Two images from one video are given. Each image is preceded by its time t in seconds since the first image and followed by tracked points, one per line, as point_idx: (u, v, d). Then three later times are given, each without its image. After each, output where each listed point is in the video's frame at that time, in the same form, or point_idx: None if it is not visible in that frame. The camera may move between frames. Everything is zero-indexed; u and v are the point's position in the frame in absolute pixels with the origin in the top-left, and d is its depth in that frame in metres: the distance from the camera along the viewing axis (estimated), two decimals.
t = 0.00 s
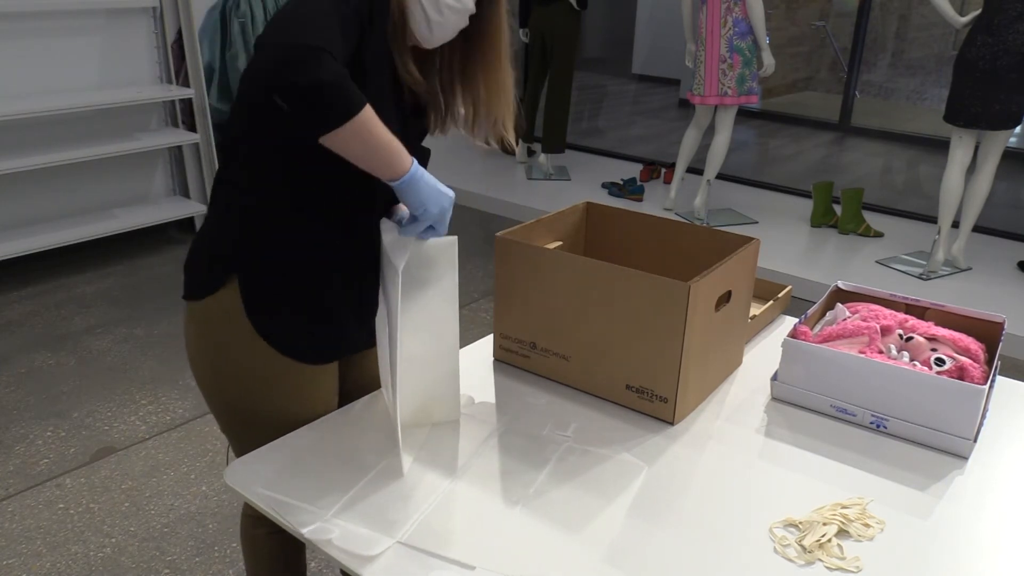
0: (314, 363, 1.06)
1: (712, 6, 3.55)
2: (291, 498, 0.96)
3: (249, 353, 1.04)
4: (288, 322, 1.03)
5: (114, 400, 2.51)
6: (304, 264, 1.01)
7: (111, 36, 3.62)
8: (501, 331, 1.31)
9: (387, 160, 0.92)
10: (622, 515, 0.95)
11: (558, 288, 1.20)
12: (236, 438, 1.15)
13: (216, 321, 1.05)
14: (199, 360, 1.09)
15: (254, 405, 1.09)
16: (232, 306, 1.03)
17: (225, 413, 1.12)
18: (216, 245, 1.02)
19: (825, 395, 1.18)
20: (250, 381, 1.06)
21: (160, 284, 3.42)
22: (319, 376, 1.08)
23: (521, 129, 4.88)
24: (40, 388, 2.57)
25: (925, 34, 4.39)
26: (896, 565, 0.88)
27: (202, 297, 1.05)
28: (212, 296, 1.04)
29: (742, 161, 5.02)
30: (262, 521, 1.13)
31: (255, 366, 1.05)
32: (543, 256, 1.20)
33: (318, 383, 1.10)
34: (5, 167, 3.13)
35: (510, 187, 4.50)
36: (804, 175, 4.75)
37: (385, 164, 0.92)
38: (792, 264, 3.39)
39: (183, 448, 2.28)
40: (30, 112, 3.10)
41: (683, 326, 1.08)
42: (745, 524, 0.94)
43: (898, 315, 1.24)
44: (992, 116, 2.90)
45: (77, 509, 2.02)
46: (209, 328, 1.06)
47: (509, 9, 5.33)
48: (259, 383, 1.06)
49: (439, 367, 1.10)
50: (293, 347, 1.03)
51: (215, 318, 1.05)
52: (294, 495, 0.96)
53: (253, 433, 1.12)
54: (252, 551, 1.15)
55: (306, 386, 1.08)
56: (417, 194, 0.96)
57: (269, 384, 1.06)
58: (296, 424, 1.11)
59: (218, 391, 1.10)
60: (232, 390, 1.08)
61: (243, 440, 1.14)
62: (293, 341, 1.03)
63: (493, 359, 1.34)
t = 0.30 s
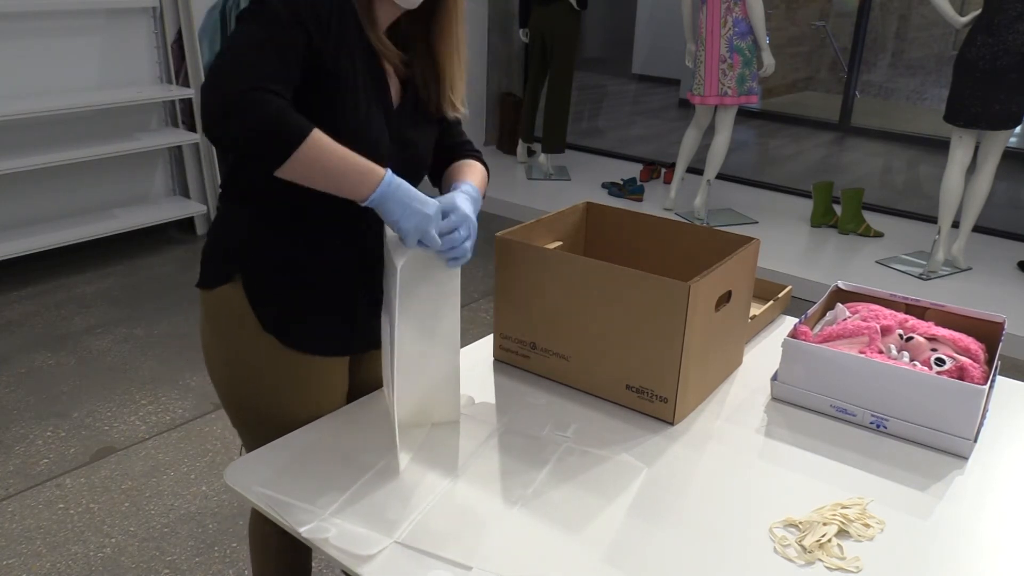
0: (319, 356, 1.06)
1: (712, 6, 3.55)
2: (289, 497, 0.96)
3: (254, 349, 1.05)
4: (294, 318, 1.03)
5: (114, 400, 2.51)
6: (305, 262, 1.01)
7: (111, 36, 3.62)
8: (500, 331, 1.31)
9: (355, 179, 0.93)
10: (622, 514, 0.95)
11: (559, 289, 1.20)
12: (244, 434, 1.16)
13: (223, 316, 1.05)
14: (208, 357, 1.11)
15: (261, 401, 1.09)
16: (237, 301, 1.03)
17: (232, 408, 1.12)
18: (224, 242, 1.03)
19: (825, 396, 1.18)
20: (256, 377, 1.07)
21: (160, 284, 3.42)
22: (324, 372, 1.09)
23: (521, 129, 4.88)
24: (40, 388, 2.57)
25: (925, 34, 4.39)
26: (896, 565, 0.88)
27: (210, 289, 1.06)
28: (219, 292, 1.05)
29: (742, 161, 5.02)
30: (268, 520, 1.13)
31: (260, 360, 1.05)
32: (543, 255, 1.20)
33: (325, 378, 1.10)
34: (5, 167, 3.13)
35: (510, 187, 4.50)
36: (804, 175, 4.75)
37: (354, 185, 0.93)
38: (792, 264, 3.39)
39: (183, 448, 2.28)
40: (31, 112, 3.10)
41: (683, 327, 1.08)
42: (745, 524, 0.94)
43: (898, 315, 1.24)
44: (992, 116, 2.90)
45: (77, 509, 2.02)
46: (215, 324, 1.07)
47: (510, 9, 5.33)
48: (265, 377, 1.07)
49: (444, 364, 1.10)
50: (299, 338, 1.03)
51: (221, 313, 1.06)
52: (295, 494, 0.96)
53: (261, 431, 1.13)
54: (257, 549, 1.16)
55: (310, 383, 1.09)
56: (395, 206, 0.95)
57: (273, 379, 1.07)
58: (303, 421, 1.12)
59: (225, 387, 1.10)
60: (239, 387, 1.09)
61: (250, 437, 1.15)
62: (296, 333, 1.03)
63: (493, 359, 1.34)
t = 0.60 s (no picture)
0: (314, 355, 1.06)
1: (712, 7, 3.55)
2: (287, 497, 0.96)
3: (249, 349, 1.05)
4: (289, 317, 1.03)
5: (114, 400, 2.51)
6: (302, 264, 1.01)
7: (111, 36, 3.62)
8: (501, 331, 1.31)
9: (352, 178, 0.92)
10: (623, 514, 0.95)
11: (559, 291, 1.20)
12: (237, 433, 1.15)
13: (218, 316, 1.05)
14: (203, 358, 1.10)
15: (256, 402, 1.09)
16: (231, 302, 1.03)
17: (226, 406, 1.12)
18: (221, 241, 1.03)
19: (825, 395, 1.18)
20: (251, 377, 1.07)
21: (160, 284, 3.42)
22: (319, 371, 1.09)
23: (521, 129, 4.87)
24: (40, 388, 2.57)
25: (925, 34, 4.40)
26: (896, 565, 0.88)
27: (205, 289, 1.06)
28: (213, 292, 1.05)
29: (742, 161, 5.02)
30: (265, 520, 1.13)
31: (255, 360, 1.05)
32: (542, 256, 1.20)
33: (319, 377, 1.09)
34: (5, 167, 3.13)
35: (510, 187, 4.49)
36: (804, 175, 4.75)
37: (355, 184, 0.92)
38: (792, 264, 3.39)
39: (183, 449, 2.28)
40: (30, 112, 3.10)
41: (683, 327, 1.08)
42: (746, 525, 0.94)
43: (898, 315, 1.24)
44: (992, 116, 2.90)
45: (77, 509, 2.02)
46: (210, 324, 1.07)
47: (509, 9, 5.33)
48: (260, 378, 1.07)
49: (441, 367, 1.10)
50: (295, 338, 1.03)
51: (215, 313, 1.06)
52: (294, 494, 0.96)
53: (257, 432, 1.13)
54: (254, 549, 1.15)
55: (306, 382, 1.09)
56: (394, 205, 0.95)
57: (268, 379, 1.07)
58: (299, 421, 1.12)
59: (220, 388, 1.10)
60: (235, 388, 1.09)
61: (245, 439, 1.15)
62: (291, 333, 1.03)
63: (493, 359, 1.34)
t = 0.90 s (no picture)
0: (314, 351, 1.07)
1: (712, 7, 3.55)
2: (286, 493, 0.96)
3: (246, 348, 1.05)
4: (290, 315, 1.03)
5: (114, 400, 2.51)
6: (299, 263, 1.02)
7: (112, 36, 3.62)
8: (500, 332, 1.31)
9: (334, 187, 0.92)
10: (622, 514, 0.95)
11: (558, 291, 1.20)
12: (234, 434, 1.15)
13: (215, 316, 1.05)
14: (199, 359, 1.10)
15: (255, 402, 1.09)
16: (224, 301, 1.04)
17: (223, 407, 1.11)
18: (214, 241, 1.02)
19: (825, 395, 1.18)
20: (250, 376, 1.07)
21: (160, 284, 3.42)
22: (317, 367, 1.09)
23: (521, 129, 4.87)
24: (40, 388, 2.57)
25: (925, 34, 4.40)
26: (896, 565, 0.88)
27: (202, 290, 1.06)
28: (210, 292, 1.05)
29: (742, 161, 5.02)
30: (264, 519, 1.13)
31: (253, 359, 1.05)
32: (543, 255, 1.20)
33: (314, 375, 1.10)
34: (5, 167, 3.13)
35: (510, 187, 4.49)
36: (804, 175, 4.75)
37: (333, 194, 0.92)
38: (792, 265, 3.39)
39: (183, 449, 2.28)
40: (31, 112, 3.10)
41: (683, 327, 1.08)
42: (746, 524, 0.94)
43: (898, 315, 1.24)
44: (991, 116, 2.90)
45: (77, 509, 2.02)
46: (208, 325, 1.06)
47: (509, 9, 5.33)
48: (259, 377, 1.06)
49: (438, 364, 1.10)
50: (292, 336, 1.04)
51: (212, 314, 1.05)
52: (294, 492, 0.96)
53: (255, 432, 1.13)
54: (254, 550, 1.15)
55: (304, 380, 1.09)
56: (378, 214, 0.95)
57: (268, 378, 1.07)
58: (297, 420, 1.12)
59: (217, 388, 1.10)
60: (233, 388, 1.08)
61: (243, 440, 1.15)
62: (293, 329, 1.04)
63: (493, 359, 1.34)
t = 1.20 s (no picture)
0: (314, 350, 1.06)
1: (712, 7, 3.55)
2: (285, 493, 0.96)
3: (247, 348, 1.05)
4: (292, 315, 1.03)
5: (114, 400, 2.51)
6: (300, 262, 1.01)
7: (112, 36, 3.62)
8: (501, 331, 1.31)
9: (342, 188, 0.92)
10: (622, 514, 0.95)
11: (557, 289, 1.20)
12: (235, 435, 1.15)
13: (217, 316, 1.05)
14: (201, 360, 1.10)
15: (256, 402, 1.09)
16: (225, 301, 1.04)
17: (224, 407, 1.11)
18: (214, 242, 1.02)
19: (825, 395, 1.18)
20: (251, 376, 1.07)
21: (160, 284, 3.42)
22: (316, 366, 1.09)
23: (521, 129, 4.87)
24: (40, 388, 2.57)
25: (925, 34, 4.40)
26: (896, 565, 0.88)
27: (202, 290, 1.06)
28: (211, 293, 1.05)
29: (742, 161, 5.02)
30: (265, 520, 1.13)
31: (256, 359, 1.05)
32: (543, 254, 1.20)
33: (314, 375, 1.09)
34: (5, 167, 3.13)
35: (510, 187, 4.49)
36: (804, 175, 4.75)
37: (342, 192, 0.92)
38: (792, 264, 3.39)
39: (183, 449, 2.28)
40: (31, 112, 3.10)
41: (683, 328, 1.08)
42: (746, 525, 0.94)
43: (898, 315, 1.24)
44: (992, 116, 2.90)
45: (77, 509, 2.02)
46: (209, 325, 1.06)
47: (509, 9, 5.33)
48: (260, 377, 1.06)
49: (438, 363, 1.10)
50: (293, 335, 1.04)
51: (213, 312, 1.05)
52: (294, 493, 0.96)
53: (257, 432, 1.13)
54: (256, 550, 1.15)
55: (303, 380, 1.09)
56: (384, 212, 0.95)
57: (268, 378, 1.07)
58: (297, 420, 1.12)
59: (220, 390, 1.10)
60: (234, 388, 1.09)
61: (246, 440, 1.15)
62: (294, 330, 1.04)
63: (493, 359, 1.34)
